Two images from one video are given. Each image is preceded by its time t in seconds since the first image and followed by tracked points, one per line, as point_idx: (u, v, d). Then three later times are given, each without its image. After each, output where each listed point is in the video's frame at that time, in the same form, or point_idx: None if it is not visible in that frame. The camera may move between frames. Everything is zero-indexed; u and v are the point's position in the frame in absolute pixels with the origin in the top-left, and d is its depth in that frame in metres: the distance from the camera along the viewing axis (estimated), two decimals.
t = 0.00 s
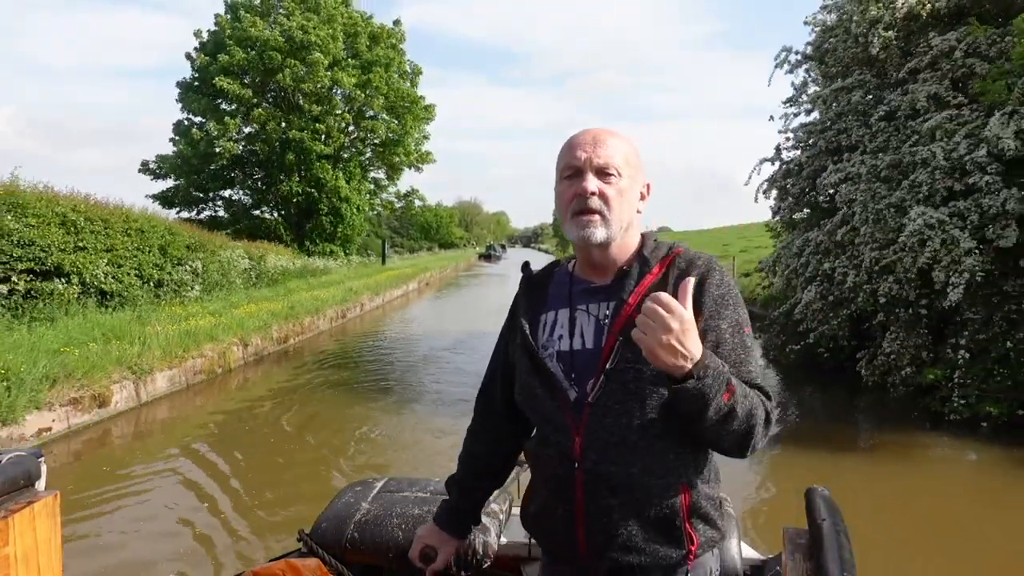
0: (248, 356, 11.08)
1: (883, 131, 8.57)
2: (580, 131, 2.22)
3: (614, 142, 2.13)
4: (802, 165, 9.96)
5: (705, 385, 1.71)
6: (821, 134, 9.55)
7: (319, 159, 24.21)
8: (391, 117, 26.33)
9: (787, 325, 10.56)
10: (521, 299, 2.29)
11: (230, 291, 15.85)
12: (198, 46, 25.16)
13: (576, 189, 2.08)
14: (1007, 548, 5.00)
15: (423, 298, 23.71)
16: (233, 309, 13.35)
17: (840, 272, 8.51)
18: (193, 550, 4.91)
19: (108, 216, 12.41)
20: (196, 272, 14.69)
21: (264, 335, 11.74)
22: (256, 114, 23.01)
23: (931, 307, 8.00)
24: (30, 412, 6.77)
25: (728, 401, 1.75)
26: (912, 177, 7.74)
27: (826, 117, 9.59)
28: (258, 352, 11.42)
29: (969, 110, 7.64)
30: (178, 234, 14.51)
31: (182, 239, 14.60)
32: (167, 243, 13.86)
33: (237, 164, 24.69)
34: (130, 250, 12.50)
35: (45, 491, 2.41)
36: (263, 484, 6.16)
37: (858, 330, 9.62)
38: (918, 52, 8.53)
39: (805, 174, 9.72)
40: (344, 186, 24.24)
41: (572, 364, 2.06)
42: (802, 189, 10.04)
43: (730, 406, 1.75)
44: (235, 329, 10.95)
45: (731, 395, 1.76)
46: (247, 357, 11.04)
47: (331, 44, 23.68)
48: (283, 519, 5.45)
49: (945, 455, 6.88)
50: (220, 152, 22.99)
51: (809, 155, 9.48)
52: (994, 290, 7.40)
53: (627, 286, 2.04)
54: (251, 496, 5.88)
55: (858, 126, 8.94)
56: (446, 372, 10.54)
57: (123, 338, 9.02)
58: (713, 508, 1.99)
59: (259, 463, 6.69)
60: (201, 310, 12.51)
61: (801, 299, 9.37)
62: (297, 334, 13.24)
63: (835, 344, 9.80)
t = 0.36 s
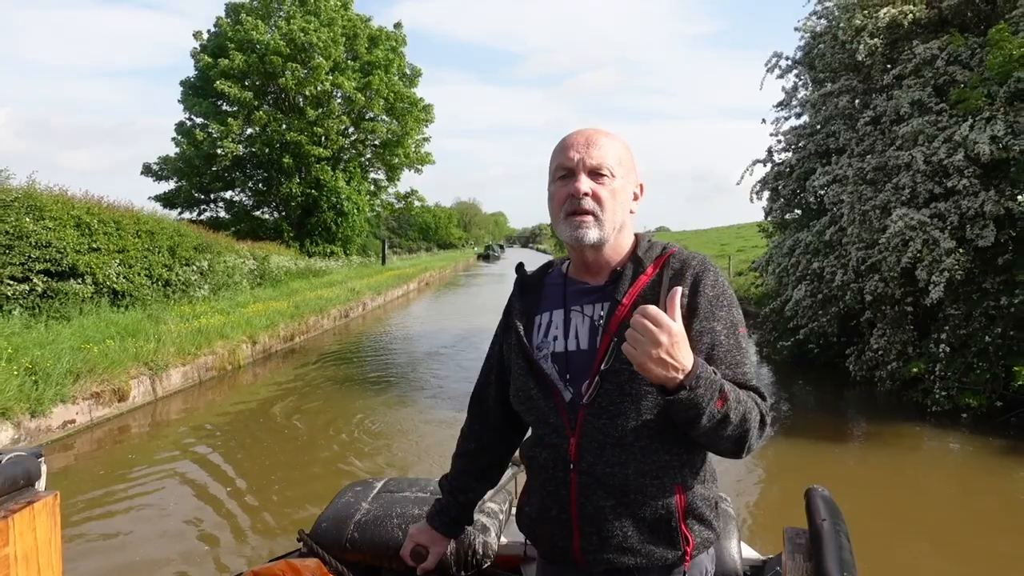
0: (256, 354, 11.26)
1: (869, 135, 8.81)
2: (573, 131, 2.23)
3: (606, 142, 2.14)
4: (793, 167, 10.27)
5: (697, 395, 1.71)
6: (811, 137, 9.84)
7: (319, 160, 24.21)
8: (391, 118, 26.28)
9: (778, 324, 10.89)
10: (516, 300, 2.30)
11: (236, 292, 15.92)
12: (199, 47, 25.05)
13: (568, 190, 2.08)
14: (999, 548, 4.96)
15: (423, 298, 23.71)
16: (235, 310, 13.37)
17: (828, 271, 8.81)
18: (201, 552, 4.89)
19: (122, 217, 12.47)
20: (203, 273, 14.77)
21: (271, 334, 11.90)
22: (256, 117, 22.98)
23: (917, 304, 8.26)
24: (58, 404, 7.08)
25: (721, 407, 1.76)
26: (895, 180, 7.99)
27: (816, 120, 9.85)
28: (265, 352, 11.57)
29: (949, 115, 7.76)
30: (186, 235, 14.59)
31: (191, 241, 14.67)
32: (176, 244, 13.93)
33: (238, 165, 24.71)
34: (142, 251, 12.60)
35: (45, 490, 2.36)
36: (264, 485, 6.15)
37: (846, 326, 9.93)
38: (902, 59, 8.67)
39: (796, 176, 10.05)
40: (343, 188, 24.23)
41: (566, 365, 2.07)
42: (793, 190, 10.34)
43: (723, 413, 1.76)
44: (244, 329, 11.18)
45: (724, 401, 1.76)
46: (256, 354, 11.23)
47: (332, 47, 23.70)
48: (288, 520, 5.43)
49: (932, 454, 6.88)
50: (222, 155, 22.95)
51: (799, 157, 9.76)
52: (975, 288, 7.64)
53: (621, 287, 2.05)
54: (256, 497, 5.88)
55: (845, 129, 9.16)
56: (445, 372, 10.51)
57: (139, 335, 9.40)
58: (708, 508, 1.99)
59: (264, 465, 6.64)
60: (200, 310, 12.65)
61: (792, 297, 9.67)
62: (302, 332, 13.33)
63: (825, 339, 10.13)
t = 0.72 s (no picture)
0: (264, 352, 11.48)
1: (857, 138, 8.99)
2: (567, 133, 2.23)
3: (599, 144, 2.14)
4: (784, 170, 10.33)
5: (680, 404, 1.71)
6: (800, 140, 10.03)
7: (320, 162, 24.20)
8: (391, 120, 26.25)
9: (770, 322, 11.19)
10: (511, 302, 2.29)
11: (242, 292, 15.97)
12: (199, 48, 24.94)
13: (561, 192, 2.08)
14: (1005, 546, 4.90)
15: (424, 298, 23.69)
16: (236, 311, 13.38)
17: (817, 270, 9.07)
18: (206, 553, 4.87)
19: (132, 219, 12.56)
20: (210, 274, 14.82)
21: (278, 332, 12.11)
22: (257, 120, 22.97)
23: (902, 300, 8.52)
24: (82, 397, 7.35)
25: (706, 415, 1.76)
26: (882, 182, 8.22)
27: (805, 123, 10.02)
28: (272, 348, 11.79)
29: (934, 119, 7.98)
30: (194, 236, 14.64)
31: (199, 241, 14.71)
32: (184, 245, 13.98)
33: (239, 166, 24.71)
34: (152, 252, 12.70)
35: (45, 491, 2.36)
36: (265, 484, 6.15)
37: (835, 322, 10.17)
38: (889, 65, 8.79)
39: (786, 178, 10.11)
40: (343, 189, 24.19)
41: (561, 367, 2.07)
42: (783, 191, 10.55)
43: (709, 420, 1.76)
44: (255, 328, 11.43)
45: (710, 409, 1.76)
46: (263, 352, 11.46)
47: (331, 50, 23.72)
48: (289, 520, 5.43)
49: (918, 453, 6.84)
50: (223, 157, 22.96)
51: (788, 160, 10.00)
52: (957, 285, 7.91)
53: (615, 289, 2.05)
54: (259, 496, 5.90)
55: (834, 132, 9.31)
56: (445, 373, 10.50)
57: (154, 332, 9.68)
58: (703, 510, 1.99)
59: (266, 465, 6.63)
60: (217, 309, 12.84)
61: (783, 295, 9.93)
62: (307, 331, 13.42)
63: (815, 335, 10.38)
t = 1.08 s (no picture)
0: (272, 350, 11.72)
1: (846, 140, 9.37)
2: (564, 134, 2.23)
3: (596, 145, 2.14)
4: (777, 172, 10.75)
5: (669, 417, 1.72)
6: (792, 143, 10.43)
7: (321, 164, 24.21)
8: (391, 121, 26.25)
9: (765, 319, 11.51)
10: (509, 302, 2.30)
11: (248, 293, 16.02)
12: (199, 50, 24.89)
13: (558, 194, 2.09)
14: (1011, 540, 5.08)
15: (425, 297, 23.71)
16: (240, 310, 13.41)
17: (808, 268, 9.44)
18: (211, 553, 4.85)
19: (144, 219, 12.82)
20: (217, 274, 14.92)
21: (286, 331, 12.35)
22: (259, 123, 23.01)
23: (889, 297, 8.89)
24: (104, 391, 7.68)
25: (698, 424, 1.77)
26: (868, 183, 8.63)
27: (797, 126, 10.40)
28: (280, 346, 12.05)
29: (917, 123, 8.38)
30: (202, 238, 14.74)
31: (205, 242, 14.79)
32: (192, 247, 14.13)
33: (241, 168, 24.74)
34: (163, 252, 12.94)
35: (45, 490, 2.36)
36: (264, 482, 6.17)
37: (826, 320, 10.48)
38: (875, 70, 9.20)
39: (778, 180, 10.51)
40: (344, 191, 24.19)
41: (559, 367, 2.07)
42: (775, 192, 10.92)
43: (701, 429, 1.77)
44: (265, 327, 11.69)
45: (701, 418, 1.77)
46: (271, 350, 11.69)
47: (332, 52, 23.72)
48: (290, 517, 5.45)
49: (904, 450, 7.03)
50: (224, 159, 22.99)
51: (781, 162, 10.37)
52: (941, 283, 8.30)
53: (613, 288, 2.05)
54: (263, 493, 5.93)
55: (824, 135, 9.71)
56: (445, 373, 10.51)
57: (170, 331, 10.00)
58: (702, 510, 1.99)
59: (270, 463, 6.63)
60: (228, 309, 12.97)
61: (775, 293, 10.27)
62: (312, 330, 13.55)
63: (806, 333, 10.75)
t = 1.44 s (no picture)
0: (280, 347, 11.95)
1: (835, 143, 9.91)
2: (563, 134, 2.23)
3: (595, 146, 2.14)
4: (770, 173, 11.25)
5: (663, 421, 1.74)
6: (785, 145, 10.95)
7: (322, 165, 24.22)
8: (391, 122, 26.26)
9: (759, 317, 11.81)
10: (508, 303, 2.30)
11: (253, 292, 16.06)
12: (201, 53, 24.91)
13: (558, 195, 2.09)
14: (1004, 535, 5.18)
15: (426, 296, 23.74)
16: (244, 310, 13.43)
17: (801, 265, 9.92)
18: (212, 554, 4.79)
19: (155, 220, 12.99)
20: (225, 273, 15.01)
21: (292, 328, 12.53)
22: (261, 124, 23.04)
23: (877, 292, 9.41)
24: (125, 384, 7.91)
25: (693, 427, 1.77)
26: (856, 184, 9.21)
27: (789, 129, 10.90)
28: (287, 343, 12.23)
29: (902, 128, 8.93)
30: (211, 238, 14.87)
31: (213, 242, 14.89)
32: (200, 246, 14.24)
33: (243, 169, 24.74)
34: (172, 251, 13.10)
35: (45, 490, 2.36)
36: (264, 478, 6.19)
37: (818, 317, 10.91)
38: (863, 76, 9.77)
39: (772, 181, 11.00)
40: (345, 192, 24.19)
41: (559, 368, 2.07)
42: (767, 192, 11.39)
43: (697, 431, 1.78)
44: (272, 325, 11.87)
45: (697, 421, 1.78)
46: (279, 346, 11.92)
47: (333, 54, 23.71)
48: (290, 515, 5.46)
49: (887, 443, 7.33)
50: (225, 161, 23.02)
51: (775, 163, 10.86)
52: (925, 281, 8.80)
53: (613, 288, 2.05)
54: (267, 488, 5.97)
55: (815, 138, 10.23)
56: (446, 372, 10.53)
57: (184, 327, 10.27)
58: (702, 509, 1.99)
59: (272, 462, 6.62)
60: (235, 307, 13.07)
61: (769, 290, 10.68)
62: (317, 328, 13.67)
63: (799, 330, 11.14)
